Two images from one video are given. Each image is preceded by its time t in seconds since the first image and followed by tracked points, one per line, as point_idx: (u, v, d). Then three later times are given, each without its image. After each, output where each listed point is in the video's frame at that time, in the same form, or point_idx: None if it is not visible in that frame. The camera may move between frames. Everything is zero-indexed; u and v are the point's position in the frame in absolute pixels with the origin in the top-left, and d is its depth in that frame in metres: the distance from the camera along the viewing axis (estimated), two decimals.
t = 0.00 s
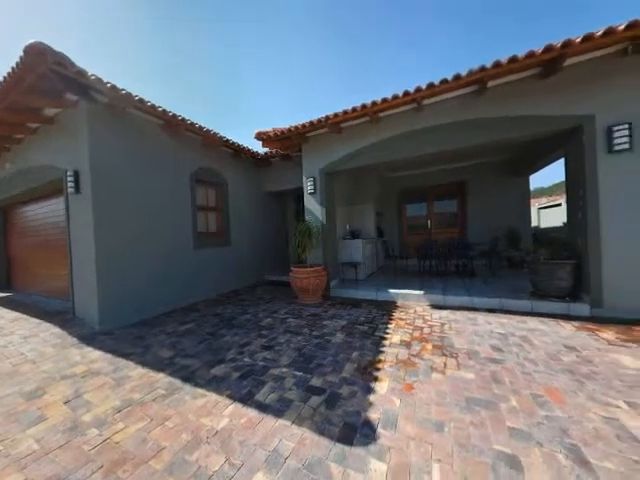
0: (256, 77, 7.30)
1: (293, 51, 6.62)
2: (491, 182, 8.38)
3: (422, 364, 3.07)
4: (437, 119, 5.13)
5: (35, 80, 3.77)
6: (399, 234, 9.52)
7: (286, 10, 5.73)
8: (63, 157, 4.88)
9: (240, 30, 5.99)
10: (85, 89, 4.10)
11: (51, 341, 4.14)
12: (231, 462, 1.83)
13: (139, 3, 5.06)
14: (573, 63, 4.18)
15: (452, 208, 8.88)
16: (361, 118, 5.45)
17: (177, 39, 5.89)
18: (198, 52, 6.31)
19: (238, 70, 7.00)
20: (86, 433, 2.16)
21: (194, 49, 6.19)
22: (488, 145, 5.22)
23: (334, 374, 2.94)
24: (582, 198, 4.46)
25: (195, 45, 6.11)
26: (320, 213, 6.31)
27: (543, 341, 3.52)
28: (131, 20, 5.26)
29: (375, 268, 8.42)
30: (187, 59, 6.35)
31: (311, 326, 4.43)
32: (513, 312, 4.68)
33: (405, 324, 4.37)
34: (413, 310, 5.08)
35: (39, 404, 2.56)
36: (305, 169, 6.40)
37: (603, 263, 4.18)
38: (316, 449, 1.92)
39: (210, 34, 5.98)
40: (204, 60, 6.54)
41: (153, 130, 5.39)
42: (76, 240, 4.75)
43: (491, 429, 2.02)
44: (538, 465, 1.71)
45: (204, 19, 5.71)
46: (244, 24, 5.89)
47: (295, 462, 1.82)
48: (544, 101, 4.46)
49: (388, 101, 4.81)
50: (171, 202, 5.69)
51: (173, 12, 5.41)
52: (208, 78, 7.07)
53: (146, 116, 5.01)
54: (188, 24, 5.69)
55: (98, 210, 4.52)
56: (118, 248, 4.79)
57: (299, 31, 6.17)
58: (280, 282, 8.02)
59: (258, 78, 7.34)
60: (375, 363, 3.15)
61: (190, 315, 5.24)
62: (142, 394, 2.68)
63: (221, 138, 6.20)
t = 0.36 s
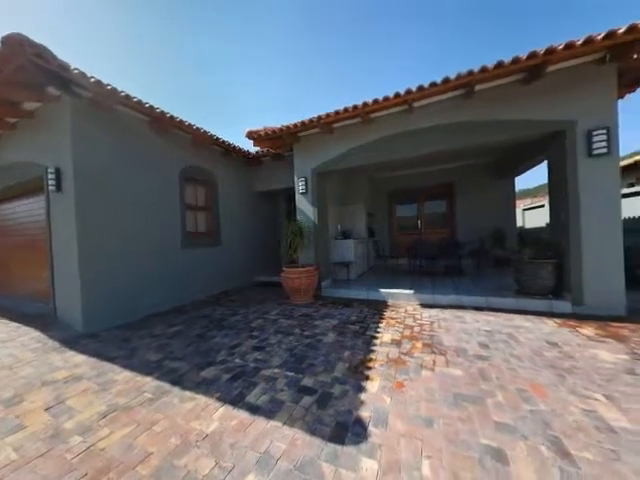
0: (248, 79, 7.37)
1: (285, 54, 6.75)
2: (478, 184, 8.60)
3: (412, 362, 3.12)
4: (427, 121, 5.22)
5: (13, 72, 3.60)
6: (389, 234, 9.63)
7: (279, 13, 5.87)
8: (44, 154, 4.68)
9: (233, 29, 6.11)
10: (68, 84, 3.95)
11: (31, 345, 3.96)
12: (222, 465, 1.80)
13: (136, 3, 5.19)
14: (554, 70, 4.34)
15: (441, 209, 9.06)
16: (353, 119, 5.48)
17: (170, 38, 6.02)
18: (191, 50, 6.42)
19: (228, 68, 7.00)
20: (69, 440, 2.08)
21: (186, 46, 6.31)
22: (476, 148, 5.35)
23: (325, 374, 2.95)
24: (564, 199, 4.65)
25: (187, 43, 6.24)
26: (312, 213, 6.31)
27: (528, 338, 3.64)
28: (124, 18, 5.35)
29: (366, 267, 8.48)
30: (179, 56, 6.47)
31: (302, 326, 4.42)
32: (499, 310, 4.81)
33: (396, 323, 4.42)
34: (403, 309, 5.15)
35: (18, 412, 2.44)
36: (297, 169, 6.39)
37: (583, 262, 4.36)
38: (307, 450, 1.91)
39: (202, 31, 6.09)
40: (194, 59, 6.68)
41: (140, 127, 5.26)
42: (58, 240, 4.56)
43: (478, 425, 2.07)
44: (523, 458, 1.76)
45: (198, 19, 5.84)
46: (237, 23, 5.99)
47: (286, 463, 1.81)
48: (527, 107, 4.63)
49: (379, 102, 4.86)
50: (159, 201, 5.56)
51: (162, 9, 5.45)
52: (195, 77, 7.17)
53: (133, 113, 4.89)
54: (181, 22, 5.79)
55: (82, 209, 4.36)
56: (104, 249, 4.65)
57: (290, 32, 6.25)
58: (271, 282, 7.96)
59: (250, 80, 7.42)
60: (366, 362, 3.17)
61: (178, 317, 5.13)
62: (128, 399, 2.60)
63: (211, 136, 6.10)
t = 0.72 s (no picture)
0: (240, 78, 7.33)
1: (279, 54, 6.75)
2: (466, 185, 8.81)
3: (403, 361, 3.16)
4: (417, 123, 5.32)
5: None
6: (380, 234, 9.73)
7: (275, 16, 5.88)
8: (23, 150, 4.47)
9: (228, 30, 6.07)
10: (48, 78, 3.79)
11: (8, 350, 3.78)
12: (212, 469, 1.77)
13: (128, 2, 5.11)
14: (538, 76, 4.50)
15: (431, 209, 9.21)
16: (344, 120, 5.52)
17: (163, 34, 5.90)
18: (183, 48, 6.33)
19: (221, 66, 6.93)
20: (50, 448, 1.99)
21: (178, 44, 6.22)
22: (464, 150, 5.47)
23: (317, 374, 2.95)
24: (547, 201, 4.82)
25: (179, 41, 6.14)
26: (303, 213, 6.30)
27: (513, 335, 3.75)
28: (115, 15, 5.25)
29: (357, 267, 8.54)
30: (170, 52, 6.34)
31: (294, 326, 4.40)
32: (486, 308, 4.95)
33: (387, 322, 4.47)
34: (394, 308, 5.21)
35: None
36: (288, 169, 6.37)
37: (565, 261, 4.54)
38: (299, 450, 1.91)
39: (197, 32, 6.02)
40: (186, 58, 6.57)
41: (127, 124, 5.11)
42: (38, 240, 4.37)
43: (467, 421, 2.12)
44: (509, 452, 1.82)
45: (193, 20, 5.77)
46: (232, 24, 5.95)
47: (278, 465, 1.80)
48: (512, 111, 4.78)
49: (370, 104, 4.91)
50: (146, 200, 5.42)
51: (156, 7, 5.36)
52: (186, 76, 7.08)
53: (120, 109, 4.75)
54: (174, 21, 5.70)
55: (63, 208, 4.18)
56: (88, 250, 4.50)
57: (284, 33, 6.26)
58: (263, 283, 7.90)
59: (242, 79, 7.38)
60: (357, 361, 3.19)
61: (167, 319, 5.01)
62: (114, 404, 2.52)
63: (200, 135, 5.99)
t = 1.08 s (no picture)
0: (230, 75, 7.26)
1: (273, 54, 6.73)
2: (455, 187, 9.00)
3: (393, 359, 3.20)
4: (407, 125, 5.40)
5: None
6: (372, 234, 9.81)
7: (268, 17, 5.85)
8: None
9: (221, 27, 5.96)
10: (27, 70, 3.62)
11: None
12: (201, 473, 1.74)
13: (124, 2, 5.02)
14: (523, 81, 4.64)
15: (421, 210, 9.36)
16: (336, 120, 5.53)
17: (150, 29, 5.72)
18: (176, 47, 6.24)
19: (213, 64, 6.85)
20: (29, 457, 1.91)
21: (169, 43, 6.10)
22: (453, 152, 5.58)
23: (309, 374, 2.95)
24: (531, 202, 4.99)
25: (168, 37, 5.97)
26: (295, 213, 6.28)
27: (499, 332, 3.86)
28: (109, 14, 5.14)
29: (349, 267, 8.59)
30: (159, 50, 6.21)
31: (286, 326, 4.38)
32: (474, 307, 5.07)
33: (377, 322, 4.52)
34: (385, 308, 5.26)
35: None
36: (280, 169, 6.34)
37: (548, 261, 4.71)
38: (290, 451, 1.90)
39: (189, 30, 5.91)
40: (179, 56, 6.47)
41: (112, 121, 4.96)
42: (16, 240, 4.16)
43: (455, 416, 2.17)
44: (495, 446, 1.87)
45: (186, 18, 5.65)
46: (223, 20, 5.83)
47: (269, 466, 1.78)
48: (499, 114, 4.91)
49: (361, 105, 4.94)
50: (132, 199, 5.27)
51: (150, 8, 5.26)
52: (179, 74, 6.96)
53: (104, 105, 4.60)
54: (166, 19, 5.58)
55: (43, 207, 3.99)
56: (70, 250, 4.32)
57: (279, 34, 6.26)
58: (254, 283, 7.83)
59: (232, 76, 7.31)
60: (349, 361, 3.20)
61: (154, 321, 4.89)
62: (98, 409, 2.44)
63: (190, 133, 5.88)
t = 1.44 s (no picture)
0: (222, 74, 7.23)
1: (268, 56, 6.78)
2: (444, 188, 9.17)
3: (384, 358, 3.24)
4: (397, 126, 5.46)
5: None
6: (363, 235, 9.88)
7: (264, 19, 5.91)
8: None
9: (216, 26, 5.93)
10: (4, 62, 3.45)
11: None
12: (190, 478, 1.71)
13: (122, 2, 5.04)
14: (509, 86, 4.79)
15: (411, 210, 9.50)
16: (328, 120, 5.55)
17: (145, 27, 5.67)
18: (171, 46, 6.22)
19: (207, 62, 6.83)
20: (7, 468, 1.82)
21: (163, 41, 6.08)
22: (442, 154, 5.68)
23: (300, 374, 2.94)
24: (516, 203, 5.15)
25: (161, 35, 5.92)
26: (286, 213, 6.26)
27: (486, 330, 3.96)
28: (105, 12, 5.11)
29: (340, 267, 8.63)
30: (152, 48, 6.17)
31: (277, 327, 4.35)
32: (462, 305, 5.19)
33: (369, 321, 4.55)
34: (376, 307, 5.31)
35: None
36: (271, 168, 6.30)
37: (532, 260, 4.87)
38: (282, 452, 1.89)
39: (185, 30, 5.92)
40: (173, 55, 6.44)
41: (97, 117, 4.80)
42: None
43: (444, 413, 2.21)
44: (483, 440, 1.92)
45: (182, 17, 5.66)
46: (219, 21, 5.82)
47: (260, 468, 1.77)
48: (486, 118, 5.05)
49: (353, 105, 4.96)
50: (118, 197, 5.11)
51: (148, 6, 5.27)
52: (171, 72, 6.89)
53: (88, 100, 4.44)
54: (164, 18, 5.61)
55: (21, 204, 3.79)
56: (51, 250, 4.12)
57: (275, 37, 6.35)
58: (244, 284, 7.74)
59: (224, 75, 7.28)
60: (340, 360, 3.21)
61: (141, 323, 4.76)
62: (82, 415, 2.35)
63: (179, 131, 5.76)
